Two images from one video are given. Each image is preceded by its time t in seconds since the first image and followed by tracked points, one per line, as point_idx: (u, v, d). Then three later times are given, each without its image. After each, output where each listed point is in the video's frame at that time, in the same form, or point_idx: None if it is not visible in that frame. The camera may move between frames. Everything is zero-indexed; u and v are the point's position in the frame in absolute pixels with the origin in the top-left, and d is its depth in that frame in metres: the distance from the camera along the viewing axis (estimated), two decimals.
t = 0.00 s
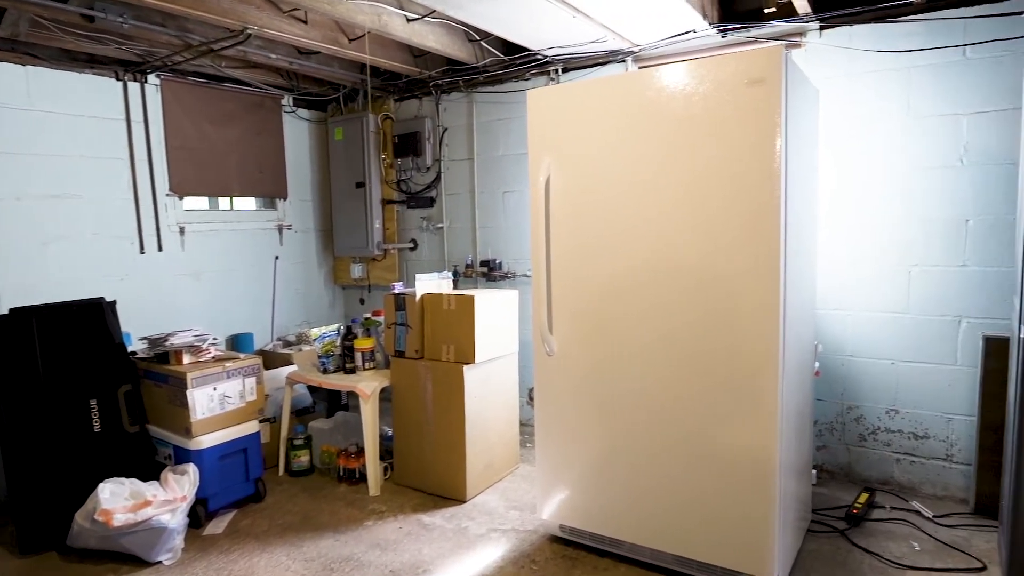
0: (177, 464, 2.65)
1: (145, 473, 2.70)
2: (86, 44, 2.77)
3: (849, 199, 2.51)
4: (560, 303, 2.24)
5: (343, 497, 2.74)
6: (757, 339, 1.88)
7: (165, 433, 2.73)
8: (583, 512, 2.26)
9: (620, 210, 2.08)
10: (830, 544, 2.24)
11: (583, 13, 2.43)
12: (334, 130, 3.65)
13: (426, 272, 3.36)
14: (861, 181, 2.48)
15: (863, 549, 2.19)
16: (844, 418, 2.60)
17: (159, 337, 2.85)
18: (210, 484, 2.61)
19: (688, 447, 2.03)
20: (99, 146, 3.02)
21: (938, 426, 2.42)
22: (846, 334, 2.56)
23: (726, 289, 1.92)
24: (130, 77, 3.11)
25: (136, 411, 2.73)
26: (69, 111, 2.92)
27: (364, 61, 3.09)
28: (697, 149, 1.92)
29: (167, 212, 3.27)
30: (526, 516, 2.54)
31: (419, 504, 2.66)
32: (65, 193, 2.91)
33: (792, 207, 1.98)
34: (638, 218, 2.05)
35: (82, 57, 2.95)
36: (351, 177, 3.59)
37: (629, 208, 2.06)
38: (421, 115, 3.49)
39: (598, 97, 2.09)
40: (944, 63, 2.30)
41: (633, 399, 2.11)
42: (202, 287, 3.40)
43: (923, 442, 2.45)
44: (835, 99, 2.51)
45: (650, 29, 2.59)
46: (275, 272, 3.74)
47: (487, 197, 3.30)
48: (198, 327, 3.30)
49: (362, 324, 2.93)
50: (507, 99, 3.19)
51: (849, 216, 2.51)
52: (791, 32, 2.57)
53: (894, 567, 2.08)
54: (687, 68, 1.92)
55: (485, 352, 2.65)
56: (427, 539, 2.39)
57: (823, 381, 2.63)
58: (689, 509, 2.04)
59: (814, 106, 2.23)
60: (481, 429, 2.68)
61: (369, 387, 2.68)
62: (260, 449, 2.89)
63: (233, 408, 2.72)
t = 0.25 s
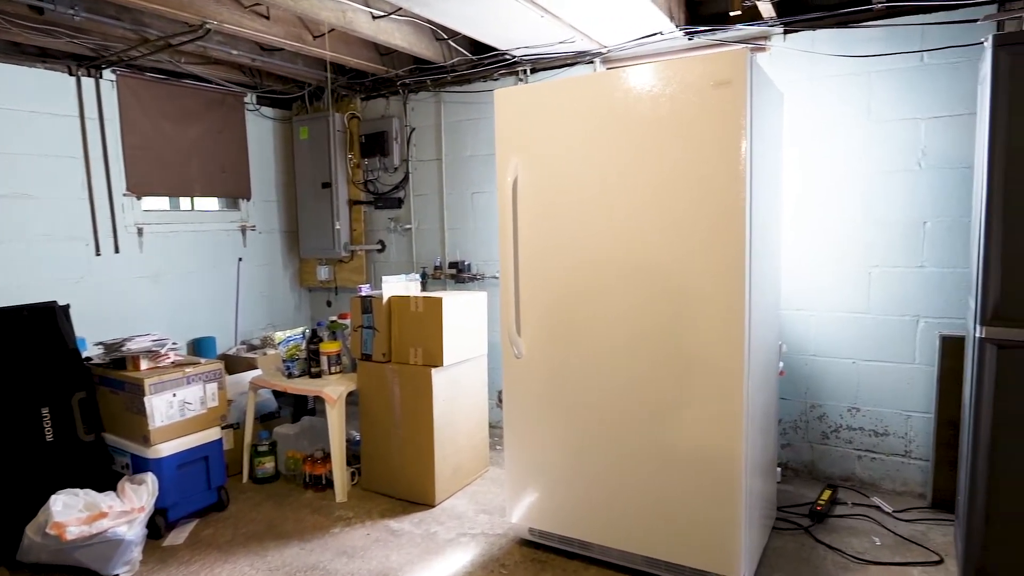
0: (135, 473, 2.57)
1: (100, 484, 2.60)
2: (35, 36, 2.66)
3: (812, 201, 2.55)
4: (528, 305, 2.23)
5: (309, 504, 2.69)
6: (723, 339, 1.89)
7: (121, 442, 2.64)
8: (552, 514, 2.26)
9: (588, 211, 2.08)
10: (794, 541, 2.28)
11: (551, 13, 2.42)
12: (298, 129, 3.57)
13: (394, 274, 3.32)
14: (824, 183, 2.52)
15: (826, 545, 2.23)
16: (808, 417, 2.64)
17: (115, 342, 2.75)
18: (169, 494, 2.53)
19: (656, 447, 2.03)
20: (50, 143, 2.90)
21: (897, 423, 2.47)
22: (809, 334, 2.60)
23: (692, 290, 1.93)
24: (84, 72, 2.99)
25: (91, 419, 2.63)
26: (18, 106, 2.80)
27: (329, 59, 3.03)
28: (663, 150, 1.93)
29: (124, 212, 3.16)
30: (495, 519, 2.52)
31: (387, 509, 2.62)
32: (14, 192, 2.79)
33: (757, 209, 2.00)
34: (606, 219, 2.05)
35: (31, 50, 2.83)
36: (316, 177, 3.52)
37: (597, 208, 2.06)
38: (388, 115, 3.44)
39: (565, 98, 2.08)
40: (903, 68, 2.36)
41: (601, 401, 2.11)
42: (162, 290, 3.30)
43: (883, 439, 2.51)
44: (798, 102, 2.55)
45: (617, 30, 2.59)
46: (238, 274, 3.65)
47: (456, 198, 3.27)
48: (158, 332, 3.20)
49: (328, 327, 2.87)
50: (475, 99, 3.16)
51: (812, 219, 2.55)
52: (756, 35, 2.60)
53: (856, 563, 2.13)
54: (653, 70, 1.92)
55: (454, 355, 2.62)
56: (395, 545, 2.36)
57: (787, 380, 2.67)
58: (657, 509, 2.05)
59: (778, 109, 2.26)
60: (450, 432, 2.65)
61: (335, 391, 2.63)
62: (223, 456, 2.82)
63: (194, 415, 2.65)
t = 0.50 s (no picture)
0: (90, 484, 2.47)
1: (54, 495, 2.50)
2: None
3: (778, 202, 2.58)
4: (496, 308, 2.20)
5: (274, 511, 2.63)
6: (691, 340, 1.90)
7: (76, 451, 2.54)
8: (522, 518, 2.24)
9: (556, 212, 2.06)
10: (761, 539, 2.30)
11: (519, 12, 2.40)
12: (263, 127, 3.49)
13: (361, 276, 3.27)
14: (790, 184, 2.55)
15: (793, 543, 2.26)
16: (774, 415, 2.67)
17: (69, 347, 2.65)
18: (127, 504, 2.44)
19: (626, 449, 2.03)
20: None
21: (860, 421, 2.52)
22: (775, 333, 2.63)
23: (659, 291, 1.93)
24: (35, 66, 2.86)
25: (43, 428, 2.52)
26: None
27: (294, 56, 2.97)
28: (631, 151, 1.93)
29: (79, 212, 3.04)
30: (465, 523, 2.50)
31: (354, 515, 2.57)
32: None
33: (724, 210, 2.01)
34: (574, 220, 2.03)
35: None
36: (281, 176, 3.45)
37: (565, 209, 2.05)
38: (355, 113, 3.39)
39: (535, 98, 2.06)
40: (866, 72, 2.39)
41: (571, 403, 2.10)
42: (119, 293, 3.18)
43: (847, 436, 2.55)
44: (764, 104, 2.57)
45: (586, 30, 2.58)
46: (200, 276, 3.55)
47: (425, 198, 3.23)
48: (115, 336, 3.09)
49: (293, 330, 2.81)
50: (444, 98, 3.13)
51: (777, 219, 2.58)
52: (723, 38, 2.62)
53: (821, 559, 2.16)
54: (620, 71, 1.92)
55: (422, 358, 2.59)
56: (363, 552, 2.32)
57: (755, 380, 2.69)
58: (627, 510, 2.05)
59: (745, 111, 2.28)
60: (419, 436, 2.62)
61: (301, 396, 2.57)
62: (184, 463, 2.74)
63: (153, 422, 2.56)
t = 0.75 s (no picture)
0: (44, 495, 2.37)
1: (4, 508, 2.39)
2: None
3: (747, 202, 2.59)
4: (466, 309, 2.16)
5: (239, 519, 2.55)
6: (661, 341, 1.89)
7: (27, 461, 2.43)
8: (493, 522, 2.21)
9: (525, 211, 2.03)
10: (732, 538, 2.31)
11: (489, 11, 2.37)
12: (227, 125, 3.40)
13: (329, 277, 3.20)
14: (758, 184, 2.56)
15: (762, 541, 2.27)
16: (744, 414, 2.68)
17: (21, 353, 2.54)
18: (84, 515, 2.35)
19: (597, 451, 2.01)
20: None
21: (828, 419, 2.54)
22: (744, 333, 2.64)
23: (629, 292, 1.92)
24: None
25: None
26: None
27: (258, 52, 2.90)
28: (601, 151, 1.91)
29: (32, 212, 2.92)
30: (435, 528, 2.46)
31: (322, 522, 2.52)
32: None
33: (693, 210, 2.01)
34: (544, 220, 2.01)
35: None
36: (247, 175, 3.37)
37: (534, 209, 2.02)
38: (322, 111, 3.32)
39: (504, 96, 2.03)
40: (831, 74, 2.42)
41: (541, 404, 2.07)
42: (76, 295, 3.07)
43: (815, 434, 2.57)
44: (732, 105, 2.58)
45: (556, 29, 2.57)
46: (161, 277, 3.45)
47: (394, 198, 3.19)
48: (71, 341, 2.97)
49: (258, 333, 2.75)
50: (413, 97, 3.09)
51: (745, 219, 2.59)
52: (692, 38, 2.63)
53: (790, 557, 2.17)
54: (588, 70, 1.90)
55: (391, 361, 2.54)
56: (331, 559, 2.26)
57: (725, 379, 2.70)
58: (598, 512, 2.03)
59: (713, 111, 2.28)
60: (388, 440, 2.57)
61: (266, 401, 2.50)
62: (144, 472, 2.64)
63: (110, 430, 2.47)
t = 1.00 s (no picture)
0: None
1: None
2: None
3: (717, 202, 2.59)
4: (436, 310, 2.11)
5: (202, 528, 2.48)
6: (633, 341, 1.87)
7: None
8: (464, 526, 2.17)
9: (496, 210, 2.00)
10: (705, 538, 2.30)
11: (459, 9, 2.34)
12: (191, 123, 3.33)
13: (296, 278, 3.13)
14: (728, 184, 2.57)
15: (735, 541, 2.27)
16: (716, 414, 2.68)
17: None
18: (39, 527, 2.25)
19: (569, 452, 1.99)
20: None
21: (799, 417, 2.55)
22: (715, 333, 2.64)
23: (601, 293, 1.90)
24: None
25: None
26: None
27: (223, 48, 2.83)
28: (572, 150, 1.89)
29: None
30: (406, 533, 2.42)
31: (290, 529, 2.45)
32: None
33: (664, 209, 2.00)
34: (514, 219, 1.98)
35: None
36: (211, 174, 3.30)
37: (504, 207, 1.99)
38: (289, 110, 3.27)
39: (473, 92, 1.99)
40: (800, 75, 2.43)
41: (513, 407, 2.04)
42: (31, 298, 2.96)
43: (786, 433, 2.58)
44: (702, 105, 2.58)
45: (527, 28, 2.54)
46: (122, 279, 3.35)
47: (363, 198, 3.14)
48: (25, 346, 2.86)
49: (223, 336, 2.68)
50: (383, 95, 3.05)
51: (716, 219, 2.60)
52: (663, 39, 2.62)
53: (762, 556, 2.17)
54: (558, 67, 1.88)
55: (360, 364, 2.49)
56: (298, 568, 2.20)
57: (697, 379, 2.69)
58: (571, 514, 2.01)
59: (684, 111, 2.27)
60: (358, 445, 2.52)
61: (231, 405, 2.43)
62: (103, 480, 2.55)
63: (66, 438, 2.38)
